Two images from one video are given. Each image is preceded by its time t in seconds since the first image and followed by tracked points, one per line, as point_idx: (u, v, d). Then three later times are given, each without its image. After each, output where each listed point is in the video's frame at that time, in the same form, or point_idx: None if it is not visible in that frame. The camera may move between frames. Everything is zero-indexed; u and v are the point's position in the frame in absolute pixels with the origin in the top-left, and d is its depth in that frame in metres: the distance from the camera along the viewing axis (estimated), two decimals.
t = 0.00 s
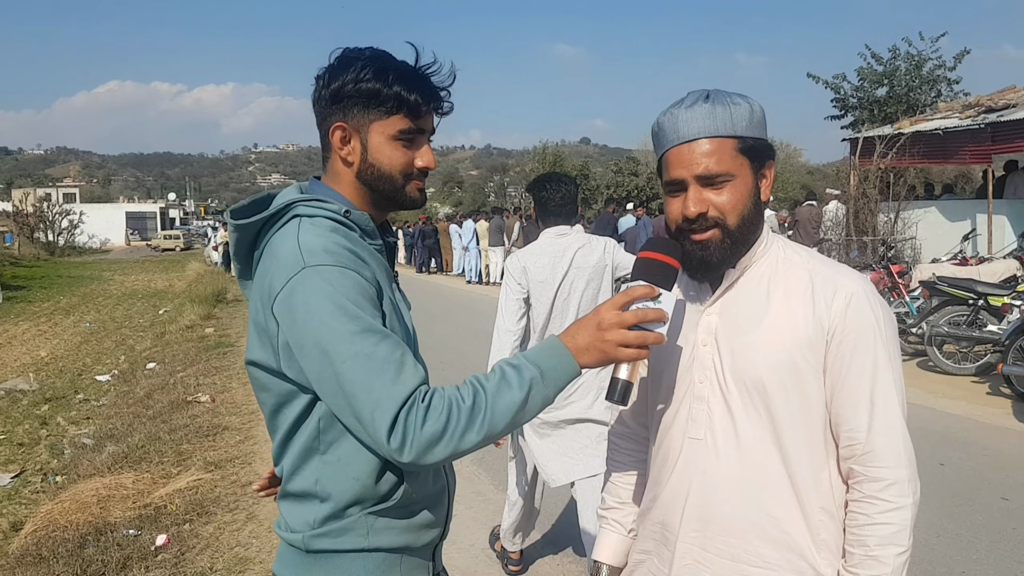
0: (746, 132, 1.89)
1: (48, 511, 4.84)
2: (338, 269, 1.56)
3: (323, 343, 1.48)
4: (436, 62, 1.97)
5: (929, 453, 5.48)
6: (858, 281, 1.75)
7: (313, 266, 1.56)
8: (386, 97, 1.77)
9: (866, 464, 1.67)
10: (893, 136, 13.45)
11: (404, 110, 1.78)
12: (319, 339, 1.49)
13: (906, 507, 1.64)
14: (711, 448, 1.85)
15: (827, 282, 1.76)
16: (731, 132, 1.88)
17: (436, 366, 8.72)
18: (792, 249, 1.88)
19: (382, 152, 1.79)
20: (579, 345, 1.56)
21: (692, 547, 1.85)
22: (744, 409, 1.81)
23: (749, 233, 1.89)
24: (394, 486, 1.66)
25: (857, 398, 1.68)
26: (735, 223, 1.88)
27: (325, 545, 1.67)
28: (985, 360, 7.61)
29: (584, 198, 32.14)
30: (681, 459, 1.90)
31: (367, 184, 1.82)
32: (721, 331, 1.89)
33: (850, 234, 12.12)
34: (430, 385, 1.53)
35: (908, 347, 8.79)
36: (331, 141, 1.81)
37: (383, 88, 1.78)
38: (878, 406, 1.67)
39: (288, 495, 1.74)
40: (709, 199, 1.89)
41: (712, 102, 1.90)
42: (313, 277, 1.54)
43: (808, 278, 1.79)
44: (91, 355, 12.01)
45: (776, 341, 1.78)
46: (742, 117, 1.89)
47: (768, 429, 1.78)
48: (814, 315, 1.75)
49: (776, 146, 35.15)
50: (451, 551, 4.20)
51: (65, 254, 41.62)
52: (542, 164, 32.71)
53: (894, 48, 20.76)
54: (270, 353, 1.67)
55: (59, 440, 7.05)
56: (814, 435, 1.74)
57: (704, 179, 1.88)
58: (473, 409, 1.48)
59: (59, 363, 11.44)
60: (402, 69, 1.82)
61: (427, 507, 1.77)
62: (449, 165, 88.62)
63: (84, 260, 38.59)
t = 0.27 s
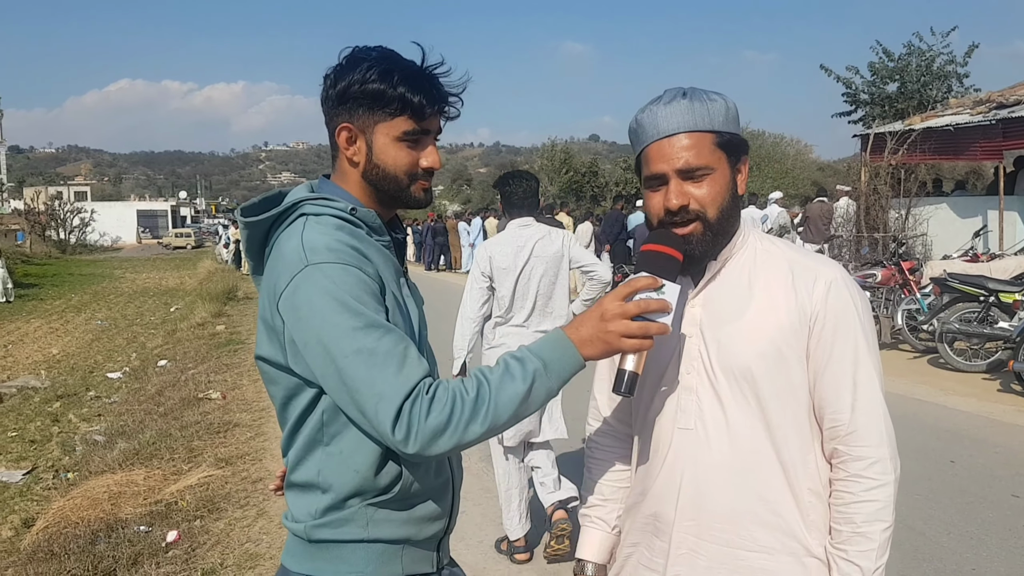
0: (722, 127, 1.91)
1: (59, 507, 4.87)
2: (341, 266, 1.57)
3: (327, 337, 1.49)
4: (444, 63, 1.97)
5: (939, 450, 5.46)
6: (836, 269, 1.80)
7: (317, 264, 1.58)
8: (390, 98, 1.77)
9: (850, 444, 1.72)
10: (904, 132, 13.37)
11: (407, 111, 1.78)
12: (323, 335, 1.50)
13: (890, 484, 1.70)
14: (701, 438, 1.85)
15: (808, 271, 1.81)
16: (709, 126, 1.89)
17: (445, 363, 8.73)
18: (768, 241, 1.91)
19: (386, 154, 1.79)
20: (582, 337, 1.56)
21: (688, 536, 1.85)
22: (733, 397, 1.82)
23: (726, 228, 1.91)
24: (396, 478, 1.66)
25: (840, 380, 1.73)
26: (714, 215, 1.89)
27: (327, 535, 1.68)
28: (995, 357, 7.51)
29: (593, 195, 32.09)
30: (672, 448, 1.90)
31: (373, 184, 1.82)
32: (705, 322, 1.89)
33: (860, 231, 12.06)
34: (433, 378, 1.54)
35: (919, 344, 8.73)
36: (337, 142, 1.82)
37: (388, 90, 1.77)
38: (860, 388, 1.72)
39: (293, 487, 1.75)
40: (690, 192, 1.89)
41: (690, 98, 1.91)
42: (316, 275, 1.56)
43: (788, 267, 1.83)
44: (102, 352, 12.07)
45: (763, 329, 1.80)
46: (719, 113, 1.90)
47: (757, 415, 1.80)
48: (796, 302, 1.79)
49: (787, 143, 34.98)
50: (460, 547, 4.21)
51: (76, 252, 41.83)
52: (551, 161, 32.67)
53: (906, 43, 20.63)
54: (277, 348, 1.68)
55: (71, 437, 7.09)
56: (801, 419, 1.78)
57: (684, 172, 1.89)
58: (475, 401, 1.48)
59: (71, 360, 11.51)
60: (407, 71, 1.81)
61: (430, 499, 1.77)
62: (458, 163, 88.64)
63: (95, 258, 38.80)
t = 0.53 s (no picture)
0: (698, 127, 1.94)
1: (63, 506, 4.87)
2: (336, 266, 1.57)
3: (322, 337, 1.49)
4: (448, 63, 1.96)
5: (943, 449, 5.44)
6: (806, 263, 1.85)
7: (311, 264, 1.58)
8: (391, 100, 1.76)
9: (822, 433, 1.76)
10: (907, 130, 13.33)
11: (408, 114, 1.77)
12: (317, 335, 1.50)
13: (861, 471, 1.74)
14: (683, 432, 1.87)
15: (781, 266, 1.84)
16: (686, 127, 1.93)
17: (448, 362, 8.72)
18: (740, 239, 1.95)
19: (386, 155, 1.78)
20: (574, 335, 1.54)
21: (672, 528, 1.86)
22: (712, 391, 1.84)
23: (702, 225, 1.94)
24: (397, 475, 1.66)
25: (813, 370, 1.77)
26: (690, 213, 1.93)
27: (330, 531, 1.67)
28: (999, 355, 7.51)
29: (596, 194, 32.09)
30: (652, 441, 1.91)
31: (372, 185, 1.82)
32: (683, 317, 1.90)
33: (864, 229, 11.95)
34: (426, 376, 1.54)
35: (924, 342, 8.70)
36: (337, 141, 1.81)
37: (389, 92, 1.76)
38: (832, 377, 1.77)
39: (294, 485, 1.75)
40: (666, 190, 1.93)
41: (666, 98, 1.94)
42: (309, 275, 1.56)
43: (762, 263, 1.86)
44: (106, 352, 12.08)
45: (741, 324, 1.83)
46: (695, 113, 1.94)
47: (736, 407, 1.82)
48: (771, 297, 1.82)
49: (791, 141, 34.90)
50: (463, 546, 4.20)
51: (80, 251, 41.91)
52: (555, 160, 32.66)
53: (910, 41, 20.57)
54: (275, 346, 1.68)
55: (74, 437, 7.10)
56: (777, 409, 1.81)
57: (661, 172, 1.92)
58: (469, 400, 1.47)
59: (75, 360, 11.52)
60: (408, 73, 1.80)
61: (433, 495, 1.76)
62: (462, 162, 88.64)
63: (99, 258, 38.86)
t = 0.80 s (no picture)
0: (671, 135, 1.95)
1: (63, 510, 4.87)
2: (327, 264, 1.58)
3: (310, 335, 1.50)
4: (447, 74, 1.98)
5: (943, 450, 5.44)
6: (778, 263, 1.88)
7: (301, 262, 1.59)
8: (391, 107, 1.77)
9: (799, 428, 1.79)
10: (906, 131, 13.34)
11: (407, 121, 1.78)
12: (307, 332, 1.51)
13: (838, 464, 1.77)
14: (666, 432, 1.88)
15: (752, 267, 1.88)
16: (658, 134, 1.93)
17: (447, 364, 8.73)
18: (718, 241, 1.98)
19: (385, 162, 1.79)
20: (558, 335, 1.56)
21: (660, 525, 1.87)
22: (692, 390, 1.86)
23: (676, 231, 1.94)
24: (385, 476, 1.66)
25: (788, 366, 1.80)
26: (663, 219, 1.93)
27: (318, 532, 1.67)
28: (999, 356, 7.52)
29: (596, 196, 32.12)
30: (637, 441, 1.92)
31: (370, 190, 1.82)
32: (660, 319, 1.92)
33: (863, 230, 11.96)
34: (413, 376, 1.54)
35: (923, 343, 8.69)
36: (337, 147, 1.82)
37: (389, 99, 1.77)
38: (806, 372, 1.80)
39: (282, 485, 1.76)
40: (640, 197, 1.93)
41: (640, 106, 1.94)
42: (300, 273, 1.57)
43: (734, 265, 1.89)
44: (106, 355, 12.07)
45: (719, 325, 1.85)
46: (668, 121, 1.94)
47: (716, 404, 1.84)
48: (745, 298, 1.85)
49: (790, 142, 34.92)
50: (462, 548, 4.20)
51: (79, 255, 41.89)
52: (554, 162, 32.69)
53: (908, 42, 20.60)
54: (266, 345, 1.69)
55: (74, 440, 7.10)
56: (754, 406, 1.84)
57: (635, 179, 1.92)
58: (454, 398, 1.48)
59: (75, 363, 11.51)
60: (410, 81, 1.81)
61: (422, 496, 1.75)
62: (461, 164, 88.68)
63: (98, 261, 38.86)
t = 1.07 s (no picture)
0: (659, 138, 1.94)
1: (60, 512, 4.86)
2: (314, 263, 1.58)
3: (296, 331, 1.50)
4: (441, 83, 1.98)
5: (941, 450, 5.43)
6: (766, 265, 1.88)
7: (289, 261, 1.59)
8: (389, 112, 1.76)
9: (785, 427, 1.79)
10: (904, 132, 13.36)
11: (405, 127, 1.77)
12: (293, 329, 1.51)
13: (824, 462, 1.77)
14: (655, 431, 1.88)
15: (738, 267, 1.87)
16: (646, 137, 1.93)
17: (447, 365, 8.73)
18: (709, 243, 1.97)
19: (380, 166, 1.79)
20: (541, 337, 1.56)
21: (650, 523, 1.87)
22: (680, 389, 1.86)
23: (661, 232, 1.95)
24: (364, 478, 1.65)
25: (773, 366, 1.80)
26: (647, 221, 1.94)
27: (293, 530, 1.68)
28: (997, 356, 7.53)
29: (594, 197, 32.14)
30: (625, 441, 1.92)
31: (365, 194, 1.82)
32: (649, 318, 1.92)
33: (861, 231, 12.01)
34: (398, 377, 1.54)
35: (920, 343, 8.73)
36: (335, 151, 1.82)
37: (388, 104, 1.77)
38: (791, 371, 1.80)
39: (264, 482, 1.75)
40: (626, 199, 1.94)
41: (629, 108, 1.94)
42: (287, 270, 1.57)
43: (720, 264, 1.89)
44: (104, 357, 12.05)
45: (706, 323, 1.85)
46: (656, 124, 1.94)
47: (702, 403, 1.84)
48: (732, 298, 1.85)
49: (788, 142, 34.96)
50: (459, 549, 4.19)
51: (77, 256, 41.82)
52: (553, 163, 32.69)
53: (906, 43, 20.63)
54: (252, 343, 1.69)
55: (72, 442, 7.08)
56: (741, 405, 1.83)
57: (621, 181, 1.93)
58: (437, 399, 1.48)
59: (72, 365, 11.49)
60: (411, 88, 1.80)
61: (401, 499, 1.74)
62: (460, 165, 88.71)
63: (97, 262, 38.84)
